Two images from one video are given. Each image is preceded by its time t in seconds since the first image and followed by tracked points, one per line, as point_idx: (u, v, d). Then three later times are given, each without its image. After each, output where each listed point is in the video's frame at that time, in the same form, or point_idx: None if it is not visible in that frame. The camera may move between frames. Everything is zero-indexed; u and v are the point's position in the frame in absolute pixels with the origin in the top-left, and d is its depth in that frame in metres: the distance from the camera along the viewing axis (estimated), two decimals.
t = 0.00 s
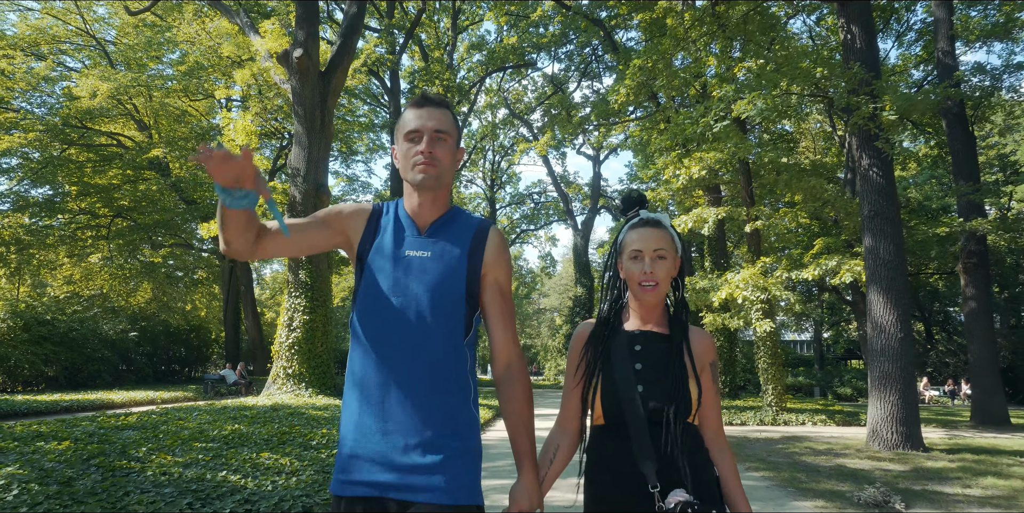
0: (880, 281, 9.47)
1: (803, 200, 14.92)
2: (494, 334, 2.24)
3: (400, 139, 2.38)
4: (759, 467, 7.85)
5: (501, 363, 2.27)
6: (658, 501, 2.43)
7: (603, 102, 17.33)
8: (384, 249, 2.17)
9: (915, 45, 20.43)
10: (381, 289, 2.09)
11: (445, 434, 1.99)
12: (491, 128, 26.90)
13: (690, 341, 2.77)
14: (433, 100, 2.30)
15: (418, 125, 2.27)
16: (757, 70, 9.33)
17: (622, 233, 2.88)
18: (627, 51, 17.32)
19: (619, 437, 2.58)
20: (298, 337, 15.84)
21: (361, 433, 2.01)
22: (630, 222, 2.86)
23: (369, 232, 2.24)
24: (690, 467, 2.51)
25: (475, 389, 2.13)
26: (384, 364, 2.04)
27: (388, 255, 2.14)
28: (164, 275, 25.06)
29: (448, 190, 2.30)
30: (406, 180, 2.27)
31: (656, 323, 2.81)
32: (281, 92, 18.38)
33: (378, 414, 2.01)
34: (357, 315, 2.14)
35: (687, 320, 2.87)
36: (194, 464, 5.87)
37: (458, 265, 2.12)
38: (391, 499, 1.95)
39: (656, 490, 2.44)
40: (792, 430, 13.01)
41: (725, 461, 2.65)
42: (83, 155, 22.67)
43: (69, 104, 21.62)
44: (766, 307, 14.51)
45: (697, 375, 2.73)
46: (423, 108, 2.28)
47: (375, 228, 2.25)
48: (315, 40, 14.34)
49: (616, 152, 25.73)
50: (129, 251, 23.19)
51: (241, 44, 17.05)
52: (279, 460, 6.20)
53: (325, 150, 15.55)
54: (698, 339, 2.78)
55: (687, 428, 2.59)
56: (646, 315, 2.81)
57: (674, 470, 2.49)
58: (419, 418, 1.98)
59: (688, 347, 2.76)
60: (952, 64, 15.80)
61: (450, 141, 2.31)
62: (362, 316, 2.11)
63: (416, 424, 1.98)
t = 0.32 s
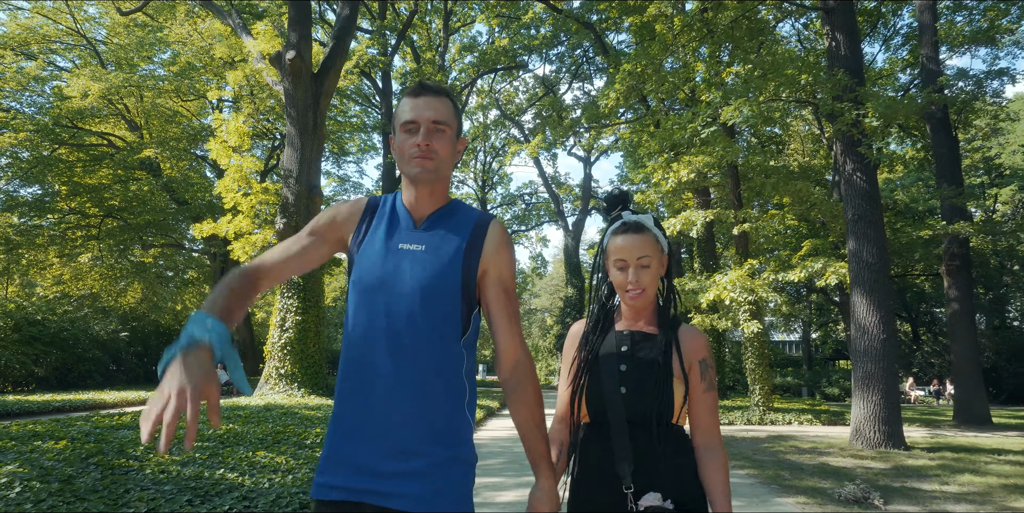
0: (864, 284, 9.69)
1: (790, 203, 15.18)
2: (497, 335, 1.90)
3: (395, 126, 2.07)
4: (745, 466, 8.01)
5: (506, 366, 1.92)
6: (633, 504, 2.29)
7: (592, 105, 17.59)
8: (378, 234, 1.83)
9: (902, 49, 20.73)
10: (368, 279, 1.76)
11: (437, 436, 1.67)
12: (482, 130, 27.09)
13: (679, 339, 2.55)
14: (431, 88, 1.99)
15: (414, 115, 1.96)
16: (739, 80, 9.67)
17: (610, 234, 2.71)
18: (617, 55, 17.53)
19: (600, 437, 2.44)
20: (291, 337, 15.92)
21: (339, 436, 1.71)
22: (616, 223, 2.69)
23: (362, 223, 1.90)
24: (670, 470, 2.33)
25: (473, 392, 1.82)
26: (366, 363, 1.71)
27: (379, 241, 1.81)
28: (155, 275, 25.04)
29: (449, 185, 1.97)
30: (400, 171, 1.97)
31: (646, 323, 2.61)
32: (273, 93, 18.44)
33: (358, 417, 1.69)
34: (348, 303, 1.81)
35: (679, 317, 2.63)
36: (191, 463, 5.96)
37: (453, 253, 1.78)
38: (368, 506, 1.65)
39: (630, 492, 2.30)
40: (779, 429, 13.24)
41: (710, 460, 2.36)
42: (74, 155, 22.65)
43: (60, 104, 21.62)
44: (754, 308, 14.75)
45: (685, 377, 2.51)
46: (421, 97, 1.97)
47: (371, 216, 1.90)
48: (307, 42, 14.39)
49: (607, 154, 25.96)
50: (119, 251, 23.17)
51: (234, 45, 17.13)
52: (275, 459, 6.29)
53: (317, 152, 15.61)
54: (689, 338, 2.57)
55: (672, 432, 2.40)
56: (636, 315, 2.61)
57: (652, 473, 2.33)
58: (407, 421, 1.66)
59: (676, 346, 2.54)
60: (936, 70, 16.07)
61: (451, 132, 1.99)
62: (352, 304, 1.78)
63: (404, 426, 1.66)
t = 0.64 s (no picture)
0: (850, 285, 9.90)
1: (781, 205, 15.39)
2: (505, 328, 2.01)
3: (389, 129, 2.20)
4: (734, 464, 8.21)
5: (520, 358, 2.01)
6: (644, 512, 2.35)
7: (585, 107, 17.76)
8: (376, 237, 1.93)
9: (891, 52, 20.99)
10: (371, 282, 1.85)
11: (434, 438, 1.77)
12: (476, 131, 27.26)
13: (678, 344, 2.65)
14: (425, 87, 2.13)
15: (409, 115, 2.10)
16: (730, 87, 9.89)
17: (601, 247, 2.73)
18: (611, 56, 17.67)
19: (608, 448, 2.49)
20: (286, 337, 16.02)
21: (331, 433, 1.82)
22: (606, 237, 2.71)
23: (359, 226, 1.99)
24: (679, 481, 2.42)
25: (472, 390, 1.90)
26: (371, 367, 1.79)
27: (379, 244, 1.91)
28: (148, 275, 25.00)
29: (444, 182, 2.10)
30: (399, 176, 2.09)
31: (644, 331, 2.66)
32: (268, 95, 18.54)
33: (357, 418, 1.78)
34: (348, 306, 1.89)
35: (676, 320, 2.72)
36: (192, 461, 6.11)
37: (456, 253, 1.88)
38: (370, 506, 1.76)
39: (643, 503, 2.35)
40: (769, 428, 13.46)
41: (706, 468, 2.43)
42: (67, 155, 22.69)
43: (53, 105, 21.62)
44: (744, 309, 14.94)
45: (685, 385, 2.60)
46: (414, 97, 2.11)
47: (368, 221, 1.99)
48: (302, 44, 14.49)
49: (600, 155, 26.17)
50: (112, 252, 23.20)
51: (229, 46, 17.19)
52: (274, 457, 6.44)
53: (312, 153, 15.71)
54: (688, 343, 2.67)
55: (677, 442, 2.49)
56: (635, 324, 2.65)
57: (663, 484, 2.40)
58: (406, 423, 1.76)
59: (676, 351, 2.64)
60: (923, 74, 16.30)
61: (446, 129, 2.13)
62: (353, 305, 1.86)
63: (404, 429, 1.76)
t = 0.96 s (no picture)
0: (848, 287, 10.03)
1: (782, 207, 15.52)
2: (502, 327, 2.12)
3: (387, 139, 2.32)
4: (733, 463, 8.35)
5: (513, 358, 2.12)
6: None
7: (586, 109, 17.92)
8: (379, 246, 2.06)
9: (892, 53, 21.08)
10: (376, 291, 1.97)
11: (435, 439, 1.87)
12: (477, 131, 27.45)
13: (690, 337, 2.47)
14: (419, 93, 2.22)
15: (404, 122, 2.20)
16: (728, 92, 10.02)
17: (603, 251, 2.57)
18: (612, 58, 17.77)
19: (638, 454, 2.31)
20: (291, 338, 16.19)
21: (339, 432, 1.95)
22: (609, 241, 2.55)
23: (362, 236, 2.12)
24: (717, 476, 2.26)
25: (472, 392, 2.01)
26: (378, 370, 1.91)
27: (383, 254, 2.03)
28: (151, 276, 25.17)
29: (442, 186, 2.21)
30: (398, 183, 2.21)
31: (653, 331, 2.50)
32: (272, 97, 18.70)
33: (365, 419, 1.91)
34: (354, 313, 2.01)
35: (678, 311, 2.53)
36: (203, 460, 6.27)
37: (455, 260, 2.00)
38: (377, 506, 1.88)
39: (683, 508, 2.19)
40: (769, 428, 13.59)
41: (743, 452, 2.30)
42: (72, 156, 22.85)
43: (59, 107, 21.78)
44: (744, 310, 15.08)
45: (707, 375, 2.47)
46: (408, 103, 2.20)
47: (371, 230, 2.12)
48: (305, 48, 14.62)
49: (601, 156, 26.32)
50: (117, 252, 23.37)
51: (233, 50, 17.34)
52: (282, 456, 6.60)
53: (316, 156, 15.85)
54: (700, 333, 2.52)
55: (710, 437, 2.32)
56: (643, 327, 2.50)
57: (702, 484, 2.24)
58: (408, 423, 1.87)
59: (691, 347, 2.47)
60: (922, 76, 16.37)
61: (441, 134, 2.23)
62: (359, 312, 1.99)
63: (407, 428, 1.87)
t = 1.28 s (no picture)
0: (847, 289, 10.17)
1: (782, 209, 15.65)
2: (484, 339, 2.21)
3: (378, 140, 2.24)
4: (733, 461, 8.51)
5: (492, 369, 2.23)
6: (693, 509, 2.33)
7: (589, 110, 18.06)
8: (376, 249, 1.97)
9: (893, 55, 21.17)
10: (377, 294, 1.88)
11: (434, 438, 1.83)
12: (481, 132, 27.63)
13: (703, 337, 2.62)
14: (412, 100, 2.18)
15: (398, 128, 2.14)
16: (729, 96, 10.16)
17: (624, 249, 2.66)
18: (614, 60, 17.89)
19: (647, 449, 2.47)
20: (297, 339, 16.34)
21: (337, 444, 1.82)
22: (631, 241, 2.65)
23: (355, 239, 2.01)
24: (722, 473, 2.42)
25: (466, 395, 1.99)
26: (375, 372, 1.82)
27: (382, 256, 1.95)
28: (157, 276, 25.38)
29: (436, 192, 2.18)
30: (388, 185, 2.15)
31: (668, 330, 2.64)
32: (277, 100, 18.90)
33: (364, 428, 1.80)
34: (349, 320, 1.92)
35: (697, 312, 2.66)
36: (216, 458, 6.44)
37: (455, 268, 2.01)
38: None
39: (691, 504, 2.34)
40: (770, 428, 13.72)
41: (754, 451, 2.52)
42: (79, 158, 23.04)
43: (66, 109, 21.95)
44: (745, 311, 15.20)
45: (719, 377, 2.59)
46: (402, 110, 2.15)
47: (365, 232, 2.02)
48: (311, 52, 14.71)
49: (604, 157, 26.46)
50: (123, 254, 23.55)
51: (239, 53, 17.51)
52: (292, 454, 6.76)
53: (321, 159, 16.01)
54: (711, 333, 2.65)
55: (718, 436, 2.48)
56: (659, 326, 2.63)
57: (710, 480, 2.41)
58: (409, 426, 1.81)
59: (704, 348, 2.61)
60: (922, 79, 16.47)
61: (435, 141, 2.19)
62: (356, 318, 1.89)
63: (410, 431, 1.81)
